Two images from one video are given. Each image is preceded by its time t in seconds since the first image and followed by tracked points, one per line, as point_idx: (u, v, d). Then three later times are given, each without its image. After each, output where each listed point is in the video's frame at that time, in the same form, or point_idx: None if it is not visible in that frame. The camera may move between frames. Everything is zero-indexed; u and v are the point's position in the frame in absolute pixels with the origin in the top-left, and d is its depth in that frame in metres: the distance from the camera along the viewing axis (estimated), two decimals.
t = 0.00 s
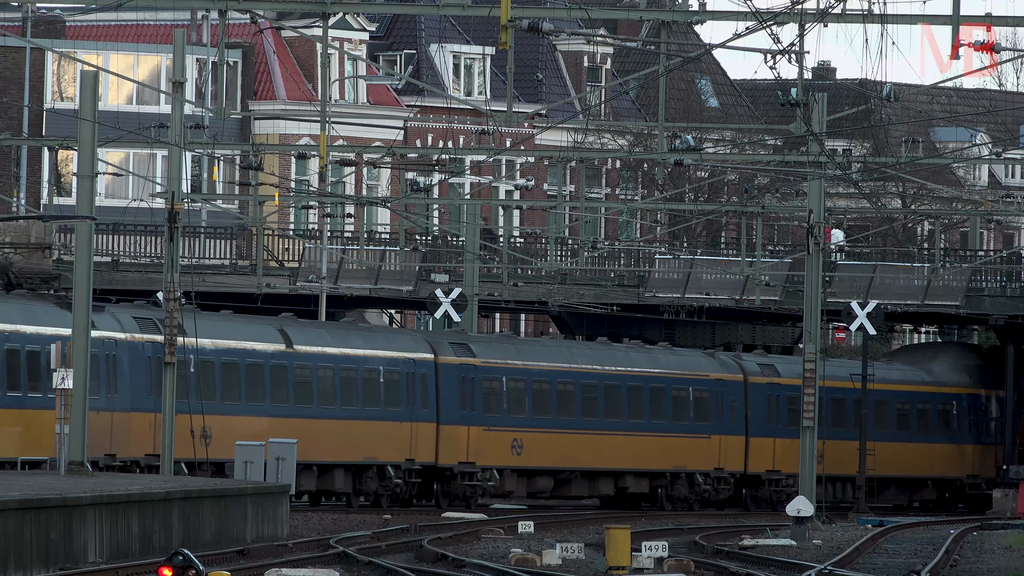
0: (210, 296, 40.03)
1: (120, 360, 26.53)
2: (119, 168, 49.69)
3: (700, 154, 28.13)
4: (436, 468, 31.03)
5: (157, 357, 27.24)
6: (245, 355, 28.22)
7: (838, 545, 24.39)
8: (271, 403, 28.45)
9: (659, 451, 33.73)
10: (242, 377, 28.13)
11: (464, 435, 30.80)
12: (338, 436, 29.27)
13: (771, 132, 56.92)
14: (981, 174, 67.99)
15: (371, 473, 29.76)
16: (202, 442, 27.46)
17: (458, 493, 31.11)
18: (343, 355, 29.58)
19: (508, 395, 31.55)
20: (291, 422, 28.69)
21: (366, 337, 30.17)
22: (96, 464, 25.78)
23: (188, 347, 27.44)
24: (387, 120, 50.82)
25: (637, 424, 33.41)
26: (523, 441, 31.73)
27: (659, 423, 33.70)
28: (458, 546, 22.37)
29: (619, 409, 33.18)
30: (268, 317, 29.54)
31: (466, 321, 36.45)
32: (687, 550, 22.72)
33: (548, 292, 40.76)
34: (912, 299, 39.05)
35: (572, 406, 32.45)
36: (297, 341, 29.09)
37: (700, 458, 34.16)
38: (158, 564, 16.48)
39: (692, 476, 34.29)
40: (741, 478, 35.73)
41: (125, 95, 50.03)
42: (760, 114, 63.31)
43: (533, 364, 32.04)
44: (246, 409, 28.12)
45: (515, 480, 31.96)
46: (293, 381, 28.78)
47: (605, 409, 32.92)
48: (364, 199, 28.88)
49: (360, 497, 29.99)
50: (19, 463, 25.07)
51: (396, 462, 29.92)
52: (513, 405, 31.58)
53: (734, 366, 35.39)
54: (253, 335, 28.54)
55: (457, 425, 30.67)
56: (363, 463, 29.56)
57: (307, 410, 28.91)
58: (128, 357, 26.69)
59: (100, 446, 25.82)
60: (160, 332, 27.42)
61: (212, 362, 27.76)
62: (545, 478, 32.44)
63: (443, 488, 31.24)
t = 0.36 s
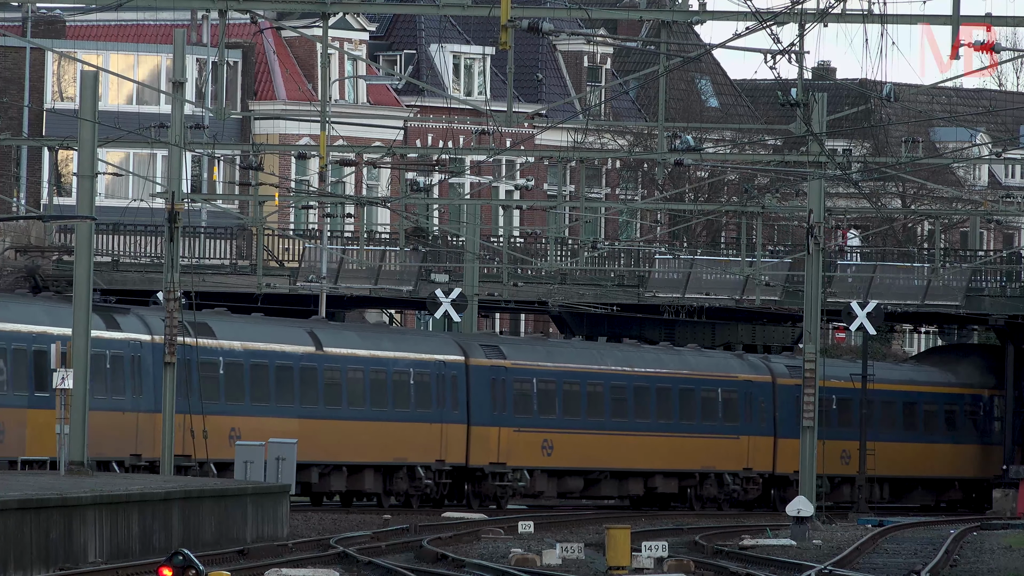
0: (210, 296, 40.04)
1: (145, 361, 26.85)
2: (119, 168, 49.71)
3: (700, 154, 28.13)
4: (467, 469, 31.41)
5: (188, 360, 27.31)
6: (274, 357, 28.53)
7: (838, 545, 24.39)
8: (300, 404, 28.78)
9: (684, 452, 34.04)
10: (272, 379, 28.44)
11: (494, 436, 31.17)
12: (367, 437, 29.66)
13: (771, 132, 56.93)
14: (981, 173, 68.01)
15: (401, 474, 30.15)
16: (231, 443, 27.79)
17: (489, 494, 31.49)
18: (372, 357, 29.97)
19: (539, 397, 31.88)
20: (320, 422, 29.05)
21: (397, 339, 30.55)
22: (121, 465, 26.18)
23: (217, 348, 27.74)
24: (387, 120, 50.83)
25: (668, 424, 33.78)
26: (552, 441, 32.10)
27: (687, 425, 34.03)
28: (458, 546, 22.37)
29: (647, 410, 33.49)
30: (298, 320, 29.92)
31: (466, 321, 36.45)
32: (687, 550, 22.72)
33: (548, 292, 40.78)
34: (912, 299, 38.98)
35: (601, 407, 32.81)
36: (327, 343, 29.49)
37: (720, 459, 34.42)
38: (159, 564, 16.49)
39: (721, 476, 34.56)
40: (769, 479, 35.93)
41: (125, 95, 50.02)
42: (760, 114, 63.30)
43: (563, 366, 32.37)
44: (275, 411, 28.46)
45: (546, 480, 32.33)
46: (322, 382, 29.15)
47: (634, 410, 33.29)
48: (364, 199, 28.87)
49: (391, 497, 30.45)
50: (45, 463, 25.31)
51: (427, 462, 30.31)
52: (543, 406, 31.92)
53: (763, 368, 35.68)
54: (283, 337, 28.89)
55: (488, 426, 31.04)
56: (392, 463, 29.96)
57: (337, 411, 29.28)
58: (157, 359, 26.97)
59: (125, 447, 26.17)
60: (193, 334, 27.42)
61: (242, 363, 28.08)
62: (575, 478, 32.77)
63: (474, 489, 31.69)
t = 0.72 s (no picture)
0: (209, 296, 40.05)
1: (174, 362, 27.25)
2: (119, 168, 49.72)
3: (700, 154, 28.12)
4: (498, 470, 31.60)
5: (216, 361, 27.78)
6: (303, 359, 28.89)
7: (839, 545, 24.38)
8: (330, 405, 29.08)
9: (711, 454, 34.02)
10: (300, 380, 28.78)
11: (525, 437, 31.31)
12: (396, 438, 29.89)
13: (771, 132, 56.95)
14: (981, 174, 68.05)
15: (432, 475, 30.32)
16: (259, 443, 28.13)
17: (520, 494, 31.64)
18: (402, 358, 30.15)
19: (569, 398, 32.01)
20: (349, 423, 29.34)
21: (426, 341, 30.75)
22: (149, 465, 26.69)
23: (245, 350, 28.18)
24: (387, 120, 50.85)
25: (685, 425, 33.67)
26: (582, 442, 32.19)
27: (710, 426, 33.95)
28: (458, 546, 22.37)
29: (676, 411, 33.56)
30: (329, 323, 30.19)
31: (466, 321, 36.45)
32: (688, 550, 22.71)
33: (548, 292, 40.79)
34: (912, 299, 39.05)
35: (630, 408, 32.94)
36: (357, 345, 29.76)
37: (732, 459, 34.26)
38: (158, 564, 16.48)
39: (749, 477, 34.62)
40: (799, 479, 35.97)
41: (125, 95, 50.01)
42: (760, 114, 63.31)
43: (592, 367, 32.50)
44: (305, 412, 28.76)
45: (576, 481, 32.43)
46: (351, 383, 29.44)
47: (662, 411, 33.35)
48: (364, 199, 28.86)
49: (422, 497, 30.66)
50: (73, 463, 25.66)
51: (457, 463, 30.47)
52: (574, 407, 32.05)
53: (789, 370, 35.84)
54: (312, 339, 29.21)
55: (518, 427, 31.18)
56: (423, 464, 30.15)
57: (366, 412, 29.56)
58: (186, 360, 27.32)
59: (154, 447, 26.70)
60: (220, 336, 27.99)
61: (271, 365, 28.45)
62: (604, 478, 32.91)
63: (504, 489, 31.85)
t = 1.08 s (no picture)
0: (209, 296, 40.06)
1: (200, 364, 27.36)
2: (119, 167, 49.72)
3: (700, 154, 28.12)
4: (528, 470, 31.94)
5: (246, 362, 27.99)
6: (333, 360, 29.19)
7: (838, 545, 24.39)
8: (359, 407, 29.40)
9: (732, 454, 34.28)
10: (330, 381, 29.10)
11: (555, 438, 31.67)
12: (426, 438, 30.23)
13: (771, 132, 56.97)
14: (981, 173, 68.07)
15: (462, 476, 30.73)
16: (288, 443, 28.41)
17: (551, 494, 31.96)
18: (432, 360, 30.46)
19: (599, 400, 32.35)
20: (379, 424, 29.67)
21: (456, 343, 31.10)
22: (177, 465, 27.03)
23: (274, 351, 28.41)
24: (387, 120, 50.88)
25: (702, 425, 33.86)
26: (612, 443, 32.53)
27: (721, 425, 34.08)
28: (458, 546, 22.37)
29: (705, 413, 33.90)
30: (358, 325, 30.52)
31: (466, 321, 36.45)
32: (687, 550, 22.72)
33: (548, 292, 40.81)
34: (912, 299, 39.21)
35: (660, 409, 33.24)
36: (386, 347, 30.05)
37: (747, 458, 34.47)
38: (158, 564, 16.48)
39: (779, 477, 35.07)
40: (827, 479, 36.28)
41: (125, 95, 50.02)
42: (760, 113, 63.33)
43: (622, 369, 32.86)
44: (335, 412, 29.09)
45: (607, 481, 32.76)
46: (381, 385, 29.76)
47: (692, 412, 33.68)
48: (364, 199, 28.86)
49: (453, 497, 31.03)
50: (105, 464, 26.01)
51: (487, 464, 30.86)
52: (604, 409, 32.39)
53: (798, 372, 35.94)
54: (342, 341, 29.54)
55: (549, 428, 31.54)
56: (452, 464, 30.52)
57: (397, 413, 29.89)
58: (216, 361, 27.56)
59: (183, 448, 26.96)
60: (249, 338, 28.19)
61: (301, 366, 28.74)
62: (634, 479, 33.27)
63: (535, 489, 32.23)
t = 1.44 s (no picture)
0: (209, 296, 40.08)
1: (229, 366, 27.55)
2: (119, 167, 49.73)
3: (700, 154, 28.12)
4: (560, 471, 32.42)
5: (278, 364, 28.18)
6: (365, 362, 29.47)
7: (838, 545, 24.39)
8: (391, 408, 29.74)
9: (733, 455, 34.58)
10: (362, 383, 29.38)
11: (587, 439, 32.19)
12: (459, 439, 30.64)
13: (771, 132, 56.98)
14: (981, 173, 68.10)
15: (494, 477, 31.20)
16: (320, 444, 28.64)
17: (582, 494, 32.54)
18: (463, 363, 30.87)
19: (630, 401, 32.98)
20: (411, 425, 30.02)
21: (487, 345, 31.52)
22: (207, 467, 27.04)
23: (306, 354, 28.61)
24: (387, 121, 50.89)
25: (732, 427, 34.50)
26: (643, 445, 33.11)
27: (731, 425, 34.47)
28: (458, 546, 22.38)
29: (734, 414, 34.55)
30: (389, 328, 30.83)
31: (466, 321, 36.45)
32: (688, 550, 22.72)
33: (548, 292, 40.82)
34: (912, 299, 39.11)
35: (690, 411, 33.82)
36: (417, 350, 30.42)
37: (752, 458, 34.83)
38: (158, 564, 16.47)
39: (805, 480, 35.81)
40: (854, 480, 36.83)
41: (125, 95, 50.03)
42: (761, 113, 63.34)
43: (654, 371, 33.45)
44: (366, 413, 29.36)
45: (638, 482, 33.37)
46: (413, 387, 30.11)
47: (721, 414, 34.28)
48: (364, 199, 28.84)
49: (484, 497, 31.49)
50: (132, 464, 26.38)
51: (519, 465, 31.29)
52: (635, 410, 33.00)
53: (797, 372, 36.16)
54: (373, 343, 29.82)
55: (581, 429, 32.08)
56: (485, 465, 30.94)
57: (427, 415, 30.25)
58: (248, 363, 27.74)
59: (212, 450, 27.04)
60: (281, 340, 28.39)
61: (332, 368, 28.99)
62: (665, 479, 33.87)
63: (567, 490, 32.66)
